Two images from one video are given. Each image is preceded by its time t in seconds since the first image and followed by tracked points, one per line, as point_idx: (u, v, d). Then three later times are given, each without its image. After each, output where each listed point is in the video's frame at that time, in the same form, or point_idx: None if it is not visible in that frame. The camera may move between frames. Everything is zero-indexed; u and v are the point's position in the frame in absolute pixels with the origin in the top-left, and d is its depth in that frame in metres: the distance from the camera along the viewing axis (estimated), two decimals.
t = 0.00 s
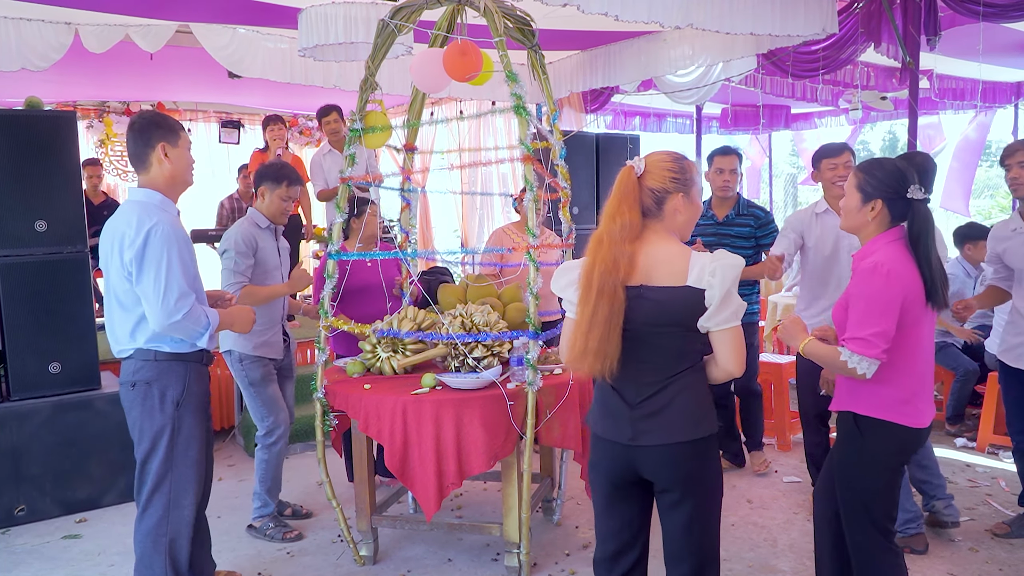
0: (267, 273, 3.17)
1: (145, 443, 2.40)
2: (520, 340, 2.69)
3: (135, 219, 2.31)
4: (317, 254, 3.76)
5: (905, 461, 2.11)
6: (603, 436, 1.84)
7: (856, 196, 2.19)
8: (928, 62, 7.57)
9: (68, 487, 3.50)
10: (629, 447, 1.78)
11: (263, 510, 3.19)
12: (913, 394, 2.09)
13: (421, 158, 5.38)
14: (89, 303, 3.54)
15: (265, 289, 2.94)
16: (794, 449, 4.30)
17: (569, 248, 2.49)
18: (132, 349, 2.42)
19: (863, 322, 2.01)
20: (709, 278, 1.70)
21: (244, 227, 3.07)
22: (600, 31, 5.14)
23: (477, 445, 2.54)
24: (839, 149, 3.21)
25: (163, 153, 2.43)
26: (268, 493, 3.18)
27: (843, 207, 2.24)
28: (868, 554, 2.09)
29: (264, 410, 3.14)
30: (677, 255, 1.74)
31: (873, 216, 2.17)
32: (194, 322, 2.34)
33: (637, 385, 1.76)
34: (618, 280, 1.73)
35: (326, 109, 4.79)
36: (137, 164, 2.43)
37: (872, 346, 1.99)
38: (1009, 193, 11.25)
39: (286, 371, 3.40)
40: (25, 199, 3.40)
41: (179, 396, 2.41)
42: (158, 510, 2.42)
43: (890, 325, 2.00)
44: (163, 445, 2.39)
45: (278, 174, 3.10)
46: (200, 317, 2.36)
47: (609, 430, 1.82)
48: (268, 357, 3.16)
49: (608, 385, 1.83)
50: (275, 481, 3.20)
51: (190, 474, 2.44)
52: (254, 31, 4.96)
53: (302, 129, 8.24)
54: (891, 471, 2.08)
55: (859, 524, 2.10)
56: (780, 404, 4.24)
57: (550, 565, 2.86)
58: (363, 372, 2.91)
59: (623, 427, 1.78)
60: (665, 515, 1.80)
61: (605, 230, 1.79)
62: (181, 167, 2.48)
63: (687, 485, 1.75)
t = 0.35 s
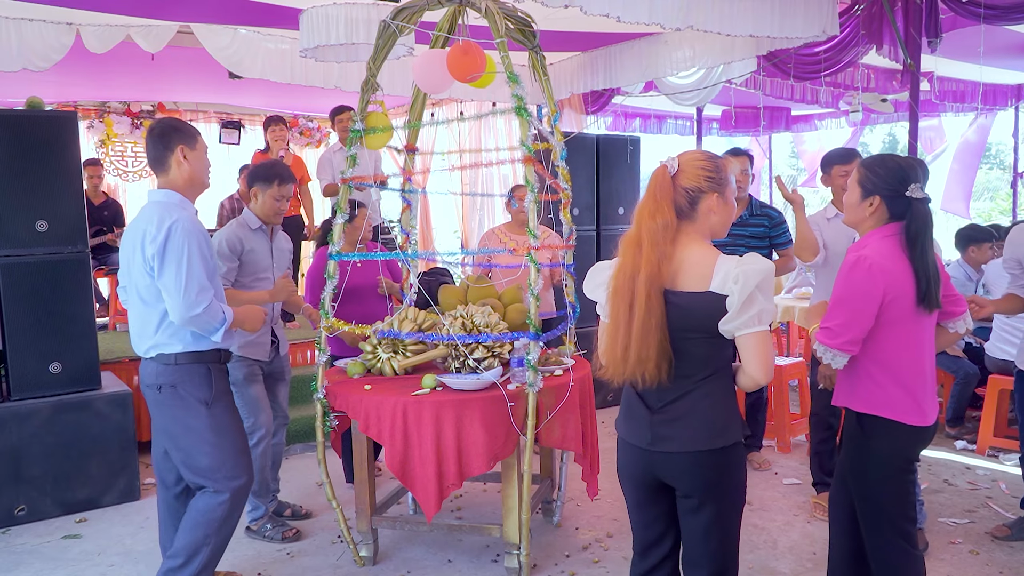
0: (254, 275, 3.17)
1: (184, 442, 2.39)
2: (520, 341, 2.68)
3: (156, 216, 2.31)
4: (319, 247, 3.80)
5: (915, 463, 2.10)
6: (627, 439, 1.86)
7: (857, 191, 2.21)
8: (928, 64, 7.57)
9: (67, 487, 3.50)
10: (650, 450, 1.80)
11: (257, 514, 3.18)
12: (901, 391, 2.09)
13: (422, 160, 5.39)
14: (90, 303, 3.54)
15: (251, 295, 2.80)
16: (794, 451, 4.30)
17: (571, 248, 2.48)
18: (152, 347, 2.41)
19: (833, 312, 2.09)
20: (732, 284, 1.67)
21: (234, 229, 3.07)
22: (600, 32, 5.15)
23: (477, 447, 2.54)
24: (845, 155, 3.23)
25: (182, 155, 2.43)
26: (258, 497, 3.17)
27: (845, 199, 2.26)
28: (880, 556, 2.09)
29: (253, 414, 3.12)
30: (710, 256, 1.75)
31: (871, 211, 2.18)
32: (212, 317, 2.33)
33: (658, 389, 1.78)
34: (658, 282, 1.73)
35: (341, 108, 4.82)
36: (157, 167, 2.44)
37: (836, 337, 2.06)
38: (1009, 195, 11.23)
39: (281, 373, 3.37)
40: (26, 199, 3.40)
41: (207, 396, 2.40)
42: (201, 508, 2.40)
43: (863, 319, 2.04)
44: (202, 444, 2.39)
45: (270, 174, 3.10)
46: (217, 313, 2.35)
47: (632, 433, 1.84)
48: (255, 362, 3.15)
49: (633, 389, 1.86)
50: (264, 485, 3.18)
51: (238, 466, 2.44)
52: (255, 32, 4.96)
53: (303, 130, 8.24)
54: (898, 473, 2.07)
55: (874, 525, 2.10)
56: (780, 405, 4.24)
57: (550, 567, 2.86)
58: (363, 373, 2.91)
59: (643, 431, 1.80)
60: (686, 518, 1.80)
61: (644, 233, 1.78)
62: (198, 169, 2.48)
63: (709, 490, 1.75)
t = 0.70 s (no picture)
0: (247, 277, 3.13)
1: (204, 439, 2.39)
2: (521, 341, 2.69)
3: (164, 218, 2.31)
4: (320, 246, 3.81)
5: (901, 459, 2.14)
6: (632, 442, 1.85)
7: (847, 189, 2.20)
8: (928, 65, 7.57)
9: (67, 487, 3.50)
10: (658, 453, 1.79)
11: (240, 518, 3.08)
12: (884, 387, 2.12)
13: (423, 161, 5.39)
14: (91, 303, 3.54)
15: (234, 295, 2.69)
16: (794, 452, 4.31)
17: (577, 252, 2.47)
18: (166, 346, 2.42)
19: (824, 308, 2.10)
20: (742, 282, 1.69)
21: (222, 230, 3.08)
22: (601, 33, 5.15)
23: (477, 447, 2.54)
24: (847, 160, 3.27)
25: (194, 158, 2.44)
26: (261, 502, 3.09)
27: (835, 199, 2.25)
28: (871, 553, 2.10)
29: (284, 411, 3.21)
30: (716, 257, 1.75)
31: (862, 211, 2.17)
32: (222, 313, 2.33)
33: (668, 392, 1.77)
34: (666, 284, 1.71)
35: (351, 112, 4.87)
36: (168, 169, 2.46)
37: (828, 332, 2.09)
38: (1009, 197, 11.23)
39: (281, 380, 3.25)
40: (26, 199, 3.40)
41: (226, 392, 2.40)
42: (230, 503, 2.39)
43: (854, 317, 2.07)
44: (223, 440, 2.38)
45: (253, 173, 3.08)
46: (227, 308, 2.35)
47: (637, 436, 1.83)
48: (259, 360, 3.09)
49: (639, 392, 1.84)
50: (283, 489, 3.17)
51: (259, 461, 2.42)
52: (256, 32, 4.96)
53: (303, 130, 8.24)
54: (888, 469, 2.10)
55: (873, 523, 2.11)
56: (781, 406, 4.24)
57: (550, 567, 2.86)
58: (364, 373, 2.91)
59: (652, 436, 1.79)
60: (691, 520, 1.79)
61: (649, 235, 1.76)
62: (211, 171, 2.48)
63: (718, 493, 1.75)
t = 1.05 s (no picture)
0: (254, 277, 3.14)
1: (211, 439, 2.38)
2: (522, 342, 2.72)
3: (174, 218, 2.30)
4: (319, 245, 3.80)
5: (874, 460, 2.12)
6: (621, 443, 1.81)
7: (852, 198, 2.18)
8: (929, 65, 7.57)
9: (68, 487, 3.50)
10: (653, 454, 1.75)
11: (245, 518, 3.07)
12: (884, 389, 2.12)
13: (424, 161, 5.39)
14: (91, 303, 3.54)
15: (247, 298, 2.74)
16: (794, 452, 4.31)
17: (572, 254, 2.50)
18: (183, 344, 2.42)
19: (856, 317, 2.01)
20: (725, 278, 1.74)
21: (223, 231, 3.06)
22: (602, 33, 5.15)
23: (477, 447, 2.54)
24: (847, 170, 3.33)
25: (208, 153, 2.44)
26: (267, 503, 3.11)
27: (834, 205, 2.23)
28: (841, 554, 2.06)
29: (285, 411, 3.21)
30: (694, 255, 1.76)
31: (865, 219, 2.17)
32: (228, 316, 2.33)
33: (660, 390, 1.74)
34: (657, 284, 1.68)
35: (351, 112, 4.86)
36: (182, 164, 2.45)
37: (867, 340, 1.99)
38: (1010, 197, 11.23)
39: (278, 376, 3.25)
40: (26, 199, 3.40)
41: (237, 388, 2.40)
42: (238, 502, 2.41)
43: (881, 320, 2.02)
44: (229, 438, 2.38)
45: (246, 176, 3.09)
46: (235, 312, 2.35)
47: (629, 437, 1.78)
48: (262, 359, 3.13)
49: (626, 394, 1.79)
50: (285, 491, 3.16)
51: (259, 460, 2.45)
52: (256, 32, 4.96)
53: (304, 131, 8.26)
54: (861, 469, 2.09)
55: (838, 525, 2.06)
56: (781, 406, 4.24)
57: (550, 568, 2.86)
58: (364, 374, 2.91)
59: (647, 435, 1.75)
60: (680, 520, 1.79)
61: (632, 237, 1.71)
62: (224, 168, 2.48)
63: (710, 489, 1.75)
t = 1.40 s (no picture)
0: (271, 276, 3.19)
1: (220, 439, 2.40)
2: (522, 342, 2.74)
3: (184, 224, 2.29)
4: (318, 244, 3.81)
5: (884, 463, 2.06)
6: (601, 447, 1.76)
7: (850, 196, 2.14)
8: (930, 66, 7.56)
9: (68, 487, 3.49)
10: (639, 455, 1.72)
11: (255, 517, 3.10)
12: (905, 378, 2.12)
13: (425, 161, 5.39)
14: (92, 302, 3.54)
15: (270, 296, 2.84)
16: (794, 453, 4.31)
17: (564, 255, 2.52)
18: (193, 348, 2.41)
19: (908, 316, 1.96)
20: (696, 275, 1.78)
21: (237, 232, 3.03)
22: (604, 34, 5.15)
23: (477, 447, 2.54)
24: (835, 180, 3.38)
25: (216, 156, 2.44)
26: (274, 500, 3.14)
27: (832, 205, 2.19)
28: (864, 557, 2.01)
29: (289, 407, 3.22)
30: (660, 253, 1.77)
31: (865, 216, 2.14)
32: (244, 325, 2.33)
33: (639, 392, 1.73)
34: (623, 281, 1.67)
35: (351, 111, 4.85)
36: (190, 164, 2.44)
37: (920, 336, 1.96)
38: (1011, 198, 11.22)
39: (284, 373, 3.28)
40: (26, 198, 3.40)
41: (249, 389, 2.41)
42: (241, 501, 2.42)
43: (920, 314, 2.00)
44: (237, 438, 2.39)
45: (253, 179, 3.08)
46: (250, 321, 2.35)
47: (611, 440, 1.74)
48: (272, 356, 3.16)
49: (608, 397, 1.76)
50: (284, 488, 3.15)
51: (264, 462, 2.47)
52: (258, 32, 4.96)
53: (305, 130, 8.25)
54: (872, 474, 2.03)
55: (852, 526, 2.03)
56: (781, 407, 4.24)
57: (550, 568, 2.86)
58: (364, 374, 2.91)
59: (633, 436, 1.72)
60: (666, 518, 1.79)
61: (601, 235, 1.70)
62: (232, 170, 2.48)
63: (685, 487, 1.77)
